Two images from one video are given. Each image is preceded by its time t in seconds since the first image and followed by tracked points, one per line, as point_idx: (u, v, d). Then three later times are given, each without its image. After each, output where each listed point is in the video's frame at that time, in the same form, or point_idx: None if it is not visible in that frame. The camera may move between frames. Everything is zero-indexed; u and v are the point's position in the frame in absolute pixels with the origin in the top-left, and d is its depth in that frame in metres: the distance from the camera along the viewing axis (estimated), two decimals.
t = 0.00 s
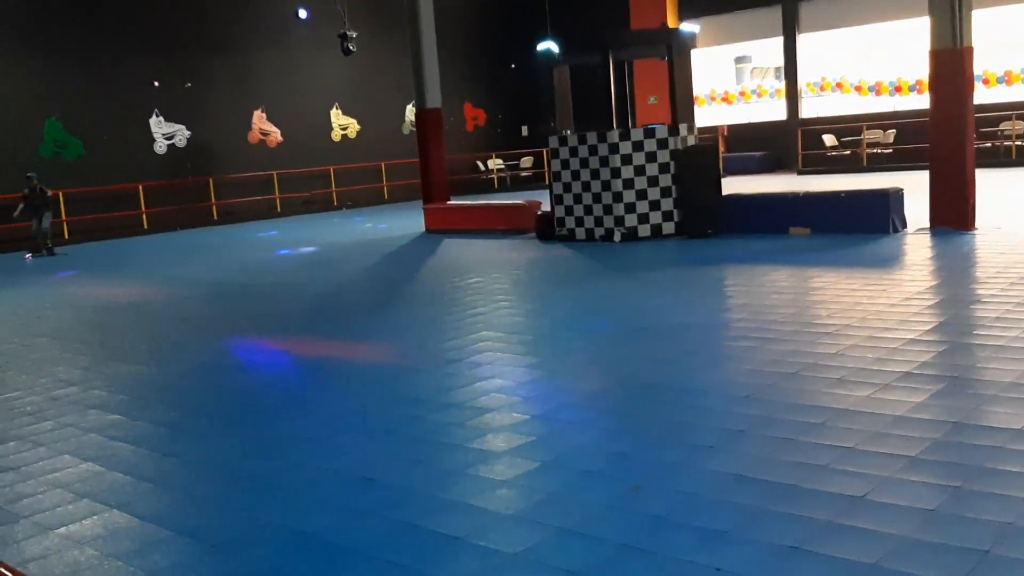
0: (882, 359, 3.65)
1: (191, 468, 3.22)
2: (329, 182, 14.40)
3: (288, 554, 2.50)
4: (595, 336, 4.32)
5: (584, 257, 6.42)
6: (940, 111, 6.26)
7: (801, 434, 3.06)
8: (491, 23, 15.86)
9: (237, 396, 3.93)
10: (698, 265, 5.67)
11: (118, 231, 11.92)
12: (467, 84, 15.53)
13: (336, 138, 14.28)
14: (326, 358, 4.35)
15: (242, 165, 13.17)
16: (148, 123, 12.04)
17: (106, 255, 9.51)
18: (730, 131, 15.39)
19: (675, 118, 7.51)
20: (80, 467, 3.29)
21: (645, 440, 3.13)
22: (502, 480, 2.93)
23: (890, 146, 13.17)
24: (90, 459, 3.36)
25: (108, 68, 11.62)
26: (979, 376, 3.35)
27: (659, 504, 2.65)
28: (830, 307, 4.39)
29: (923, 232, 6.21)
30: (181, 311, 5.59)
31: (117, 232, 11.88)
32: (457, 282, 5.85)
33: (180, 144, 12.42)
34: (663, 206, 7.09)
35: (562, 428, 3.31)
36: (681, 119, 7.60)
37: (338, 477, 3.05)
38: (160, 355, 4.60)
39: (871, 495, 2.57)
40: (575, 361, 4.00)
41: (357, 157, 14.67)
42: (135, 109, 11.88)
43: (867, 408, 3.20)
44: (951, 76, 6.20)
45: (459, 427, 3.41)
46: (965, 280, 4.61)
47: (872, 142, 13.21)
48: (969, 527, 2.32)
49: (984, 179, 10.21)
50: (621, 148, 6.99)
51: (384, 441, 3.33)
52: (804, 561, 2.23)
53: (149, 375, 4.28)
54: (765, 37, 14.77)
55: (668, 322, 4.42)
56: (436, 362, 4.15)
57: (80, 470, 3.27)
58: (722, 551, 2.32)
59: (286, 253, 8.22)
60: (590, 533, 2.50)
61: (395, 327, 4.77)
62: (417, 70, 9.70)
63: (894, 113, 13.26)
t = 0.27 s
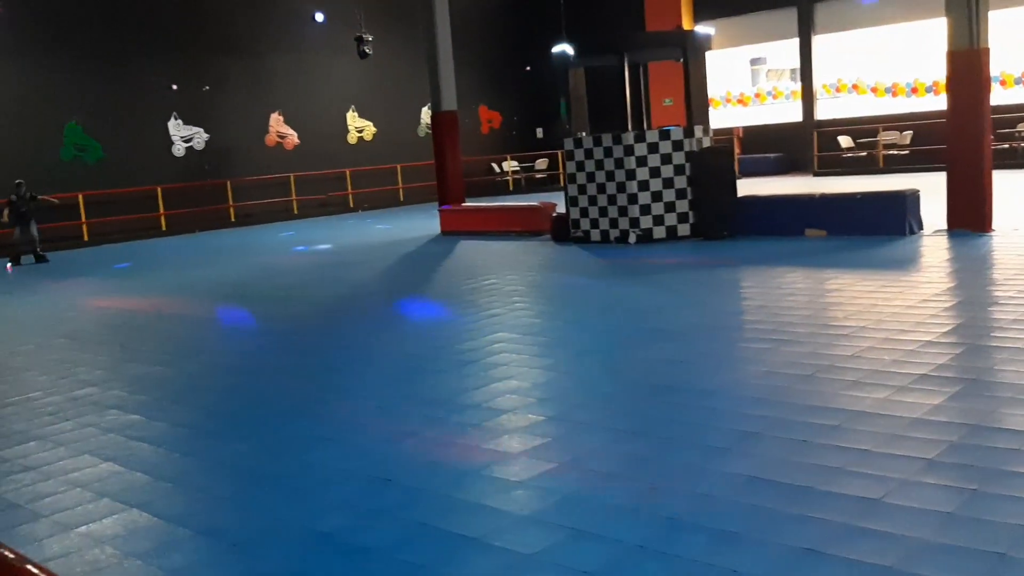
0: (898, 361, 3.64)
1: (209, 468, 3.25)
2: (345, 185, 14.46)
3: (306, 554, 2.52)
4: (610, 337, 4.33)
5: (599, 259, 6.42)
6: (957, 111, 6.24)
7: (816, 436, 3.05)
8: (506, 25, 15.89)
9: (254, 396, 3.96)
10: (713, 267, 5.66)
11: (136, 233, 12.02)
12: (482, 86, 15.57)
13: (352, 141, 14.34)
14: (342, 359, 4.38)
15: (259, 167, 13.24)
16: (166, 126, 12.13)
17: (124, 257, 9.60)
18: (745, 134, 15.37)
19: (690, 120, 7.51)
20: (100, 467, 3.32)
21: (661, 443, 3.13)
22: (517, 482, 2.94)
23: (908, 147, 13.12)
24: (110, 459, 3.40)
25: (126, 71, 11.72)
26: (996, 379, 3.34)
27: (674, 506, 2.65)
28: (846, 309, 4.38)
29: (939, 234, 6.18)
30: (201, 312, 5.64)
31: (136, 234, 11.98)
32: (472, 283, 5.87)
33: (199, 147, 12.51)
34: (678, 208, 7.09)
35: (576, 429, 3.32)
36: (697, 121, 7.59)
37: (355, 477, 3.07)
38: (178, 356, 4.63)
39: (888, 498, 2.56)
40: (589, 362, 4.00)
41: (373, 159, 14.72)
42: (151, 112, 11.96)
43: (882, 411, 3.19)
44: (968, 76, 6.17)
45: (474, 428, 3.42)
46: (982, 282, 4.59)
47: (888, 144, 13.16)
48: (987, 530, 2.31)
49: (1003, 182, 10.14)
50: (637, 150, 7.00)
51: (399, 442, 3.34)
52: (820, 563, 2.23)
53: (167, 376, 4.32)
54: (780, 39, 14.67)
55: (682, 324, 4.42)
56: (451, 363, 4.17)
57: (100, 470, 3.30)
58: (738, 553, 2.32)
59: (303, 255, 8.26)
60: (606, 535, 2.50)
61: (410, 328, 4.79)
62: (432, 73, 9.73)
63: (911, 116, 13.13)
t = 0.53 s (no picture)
0: (918, 364, 3.62)
1: (230, 469, 3.28)
2: (364, 187, 14.52)
3: (327, 555, 2.54)
4: (627, 340, 4.33)
5: (617, 261, 6.43)
6: (978, 112, 6.19)
7: (836, 439, 3.04)
8: (523, 27, 15.91)
9: (275, 397, 3.99)
10: (732, 269, 5.65)
11: (157, 234, 12.11)
12: (499, 87, 15.58)
13: (370, 143, 14.44)
14: (361, 360, 4.40)
15: (278, 169, 13.32)
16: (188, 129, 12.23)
17: (146, 259, 9.69)
18: (765, 134, 15.29)
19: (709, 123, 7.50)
20: (122, 467, 3.36)
21: (680, 445, 3.13)
22: (536, 483, 2.95)
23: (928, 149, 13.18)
24: (133, 459, 3.43)
25: (146, 73, 11.81)
26: (1017, 382, 3.32)
27: (693, 508, 2.65)
28: (866, 312, 4.36)
29: (960, 236, 6.14)
30: (221, 314, 5.69)
31: (156, 235, 12.07)
32: (491, 285, 5.89)
33: (219, 149, 12.60)
34: (696, 210, 7.08)
35: (594, 431, 3.32)
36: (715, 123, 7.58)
37: (375, 478, 3.09)
38: (199, 357, 4.67)
39: (908, 501, 2.55)
40: (607, 365, 4.01)
41: (390, 160, 14.78)
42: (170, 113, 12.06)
43: (903, 413, 3.18)
44: (989, 76, 6.12)
45: (492, 430, 3.44)
46: (1004, 284, 4.56)
47: (909, 145, 13.24)
48: (1009, 534, 2.30)
49: None
50: (655, 152, 7.00)
51: (419, 443, 3.36)
52: (840, 566, 2.23)
53: (188, 377, 4.36)
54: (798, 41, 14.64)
55: (701, 326, 4.41)
56: (470, 364, 4.19)
57: (123, 470, 3.34)
58: (757, 555, 2.32)
59: (321, 257, 8.31)
60: (625, 537, 2.51)
61: (429, 330, 4.82)
62: (450, 75, 9.76)
63: (932, 117, 13.17)
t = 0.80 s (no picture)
0: (940, 366, 3.59)
1: (250, 469, 3.30)
2: (383, 189, 14.56)
3: (346, 555, 2.55)
4: (646, 342, 4.32)
5: (636, 263, 6.42)
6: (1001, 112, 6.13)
7: (857, 442, 3.03)
8: (541, 29, 15.91)
9: (294, 399, 4.01)
10: (752, 271, 5.63)
11: (178, 236, 12.20)
12: (517, 90, 15.59)
13: (390, 146, 14.49)
14: (380, 362, 4.42)
15: (298, 171, 13.39)
16: (209, 132, 12.33)
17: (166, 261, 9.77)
18: (784, 136, 15.22)
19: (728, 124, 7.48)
20: (144, 467, 3.39)
21: (699, 447, 3.12)
22: (554, 485, 2.95)
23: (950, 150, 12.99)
24: (154, 460, 3.47)
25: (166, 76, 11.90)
26: None
27: (712, 511, 2.64)
28: (887, 314, 4.33)
29: (982, 238, 6.08)
30: (241, 315, 5.73)
31: (176, 237, 12.16)
32: (509, 287, 5.89)
33: (240, 152, 12.69)
34: (716, 211, 7.06)
35: (613, 434, 3.32)
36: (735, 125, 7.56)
37: (394, 479, 3.10)
38: (220, 359, 4.71)
39: (930, 505, 2.53)
40: (626, 367, 4.00)
41: (408, 162, 14.82)
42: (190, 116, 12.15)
43: (924, 417, 3.16)
44: (1012, 76, 6.07)
45: (510, 432, 3.44)
46: None
47: (931, 145, 13.07)
48: None
49: None
50: (674, 154, 6.99)
51: (437, 445, 3.37)
52: (860, 569, 2.21)
53: (210, 378, 4.40)
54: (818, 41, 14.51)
55: (721, 328, 4.40)
56: (488, 366, 4.19)
57: (144, 470, 3.37)
58: (777, 558, 2.31)
59: (339, 260, 8.35)
60: (644, 540, 2.50)
61: (447, 332, 4.83)
62: (469, 78, 9.78)
63: (953, 118, 13.06)
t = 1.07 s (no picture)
0: (961, 369, 3.57)
1: (270, 470, 3.32)
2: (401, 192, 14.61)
3: (365, 556, 2.57)
4: (665, 344, 4.31)
5: (655, 265, 6.40)
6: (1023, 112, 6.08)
7: (878, 445, 3.01)
8: (560, 31, 15.91)
9: (314, 400, 4.03)
10: (772, 273, 5.61)
11: (199, 239, 12.30)
12: (536, 92, 15.60)
13: (408, 148, 14.53)
14: (399, 363, 4.44)
15: (317, 174, 13.46)
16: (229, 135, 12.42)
17: (187, 263, 9.85)
18: (804, 138, 15.13)
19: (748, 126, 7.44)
20: (166, 468, 3.42)
21: (718, 450, 3.11)
22: (572, 488, 2.95)
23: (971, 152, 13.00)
24: (175, 460, 3.50)
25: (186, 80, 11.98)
26: None
27: (731, 514, 2.63)
28: (909, 316, 4.30)
29: (1005, 240, 6.03)
30: (264, 316, 5.77)
31: (196, 239, 12.25)
32: (527, 289, 5.90)
33: (260, 155, 12.78)
34: (735, 213, 7.03)
35: (631, 436, 3.32)
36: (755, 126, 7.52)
37: (412, 481, 3.11)
38: (241, 360, 4.75)
39: (951, 509, 2.51)
40: (644, 369, 3.99)
41: (427, 165, 14.86)
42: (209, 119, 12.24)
43: (945, 420, 3.13)
44: None
45: (528, 434, 3.44)
46: None
47: (952, 147, 13.03)
48: None
49: None
50: (693, 155, 6.96)
51: (456, 446, 3.38)
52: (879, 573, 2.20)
53: (231, 379, 4.43)
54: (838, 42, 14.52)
55: (740, 331, 4.38)
56: (506, 368, 4.20)
57: (166, 470, 3.40)
58: (797, 561, 2.30)
59: (359, 262, 8.39)
60: (662, 543, 2.50)
61: (466, 334, 4.84)
62: (488, 80, 9.80)
63: (975, 119, 12.96)
